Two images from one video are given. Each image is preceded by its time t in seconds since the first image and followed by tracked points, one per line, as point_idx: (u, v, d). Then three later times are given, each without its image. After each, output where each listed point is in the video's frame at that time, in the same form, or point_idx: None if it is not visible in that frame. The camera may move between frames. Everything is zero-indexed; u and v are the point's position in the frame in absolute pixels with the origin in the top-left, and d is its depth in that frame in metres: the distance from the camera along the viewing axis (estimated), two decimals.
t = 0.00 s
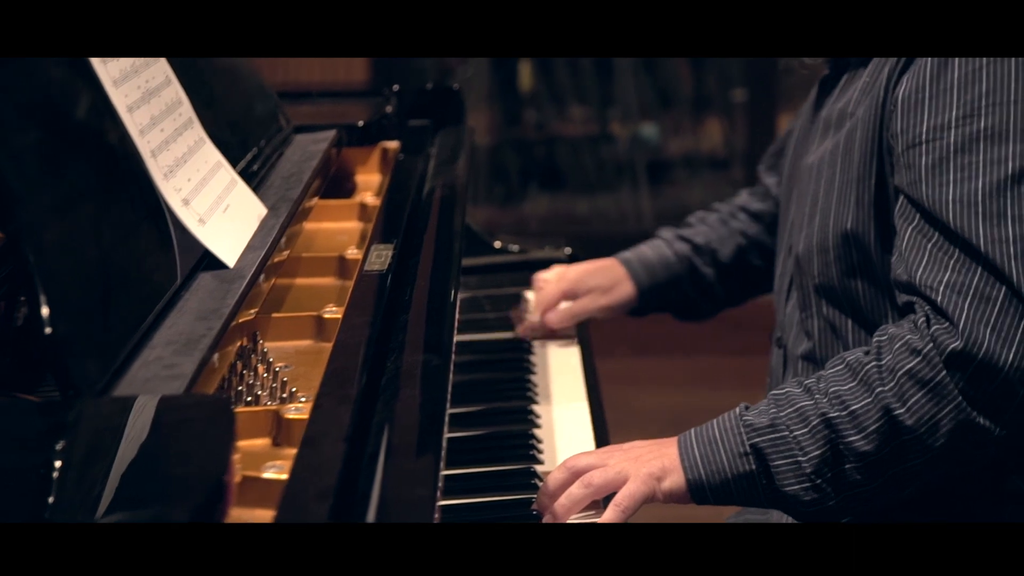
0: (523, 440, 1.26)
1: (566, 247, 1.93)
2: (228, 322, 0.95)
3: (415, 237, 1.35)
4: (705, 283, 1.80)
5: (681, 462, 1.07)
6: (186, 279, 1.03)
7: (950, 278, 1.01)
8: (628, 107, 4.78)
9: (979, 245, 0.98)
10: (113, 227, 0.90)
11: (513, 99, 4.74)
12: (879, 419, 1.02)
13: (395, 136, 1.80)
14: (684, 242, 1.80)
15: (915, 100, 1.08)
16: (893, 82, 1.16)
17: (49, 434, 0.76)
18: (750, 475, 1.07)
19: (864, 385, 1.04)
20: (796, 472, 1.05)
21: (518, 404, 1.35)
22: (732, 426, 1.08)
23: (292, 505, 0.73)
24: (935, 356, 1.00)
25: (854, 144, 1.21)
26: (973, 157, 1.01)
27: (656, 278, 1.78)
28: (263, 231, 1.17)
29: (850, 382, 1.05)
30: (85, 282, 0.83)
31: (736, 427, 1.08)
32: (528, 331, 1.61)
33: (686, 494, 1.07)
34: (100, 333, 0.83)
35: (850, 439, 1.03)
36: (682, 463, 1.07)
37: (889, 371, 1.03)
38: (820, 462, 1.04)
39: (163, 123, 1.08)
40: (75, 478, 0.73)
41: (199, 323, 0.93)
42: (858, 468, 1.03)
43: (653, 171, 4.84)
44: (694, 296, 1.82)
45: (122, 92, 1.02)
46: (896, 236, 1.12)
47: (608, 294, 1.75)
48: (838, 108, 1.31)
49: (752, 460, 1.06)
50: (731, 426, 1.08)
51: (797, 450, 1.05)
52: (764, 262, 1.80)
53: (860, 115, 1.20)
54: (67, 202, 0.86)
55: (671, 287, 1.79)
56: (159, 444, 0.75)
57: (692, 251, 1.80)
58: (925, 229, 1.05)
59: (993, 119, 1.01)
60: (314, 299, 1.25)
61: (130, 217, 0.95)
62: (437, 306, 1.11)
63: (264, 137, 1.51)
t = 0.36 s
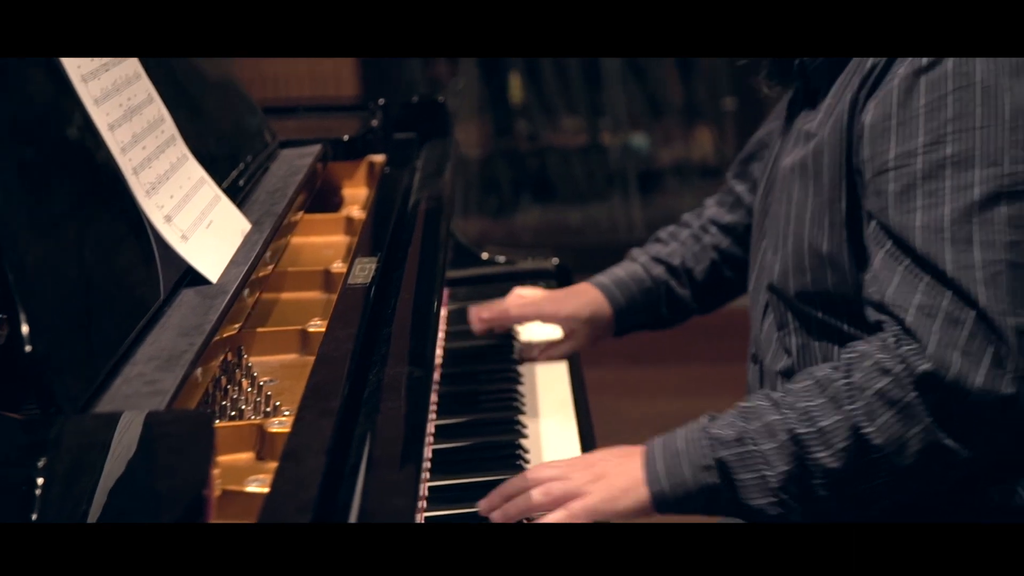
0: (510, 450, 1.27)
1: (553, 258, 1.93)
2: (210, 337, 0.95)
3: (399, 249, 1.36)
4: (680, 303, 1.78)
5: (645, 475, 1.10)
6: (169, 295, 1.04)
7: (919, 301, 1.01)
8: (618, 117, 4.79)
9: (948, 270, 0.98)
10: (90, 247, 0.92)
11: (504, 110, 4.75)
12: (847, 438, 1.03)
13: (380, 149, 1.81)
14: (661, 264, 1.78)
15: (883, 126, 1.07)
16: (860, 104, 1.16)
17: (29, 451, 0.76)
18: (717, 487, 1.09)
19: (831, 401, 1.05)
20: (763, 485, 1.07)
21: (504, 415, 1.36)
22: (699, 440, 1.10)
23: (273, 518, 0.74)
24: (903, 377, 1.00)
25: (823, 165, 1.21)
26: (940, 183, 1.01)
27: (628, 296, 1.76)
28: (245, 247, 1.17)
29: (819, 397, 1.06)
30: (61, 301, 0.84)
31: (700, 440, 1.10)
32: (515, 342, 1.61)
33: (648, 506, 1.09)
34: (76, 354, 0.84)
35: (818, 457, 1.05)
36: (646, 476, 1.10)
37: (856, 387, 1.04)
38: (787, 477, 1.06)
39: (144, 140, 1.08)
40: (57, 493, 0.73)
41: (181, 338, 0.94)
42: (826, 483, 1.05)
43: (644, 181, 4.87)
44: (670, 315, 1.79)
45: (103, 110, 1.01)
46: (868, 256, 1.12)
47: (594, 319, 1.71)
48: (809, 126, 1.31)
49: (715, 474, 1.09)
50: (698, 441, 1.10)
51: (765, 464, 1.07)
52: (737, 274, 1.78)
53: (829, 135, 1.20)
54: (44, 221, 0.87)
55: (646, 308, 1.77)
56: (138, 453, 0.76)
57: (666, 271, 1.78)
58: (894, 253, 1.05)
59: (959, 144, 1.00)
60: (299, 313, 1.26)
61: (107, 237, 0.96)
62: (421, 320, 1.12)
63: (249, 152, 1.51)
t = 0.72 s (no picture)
0: (498, 460, 1.28)
1: (541, 268, 1.94)
2: (193, 352, 0.97)
3: (384, 261, 1.36)
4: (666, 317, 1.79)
5: (615, 472, 1.09)
6: (151, 312, 1.05)
7: (881, 313, 1.01)
8: (607, 127, 4.80)
9: (910, 284, 0.99)
10: (72, 264, 0.93)
11: (493, 122, 4.76)
12: (808, 444, 1.03)
13: (367, 162, 1.82)
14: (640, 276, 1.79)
15: (847, 140, 1.08)
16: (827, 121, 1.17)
17: (11, 470, 0.77)
18: (679, 485, 1.09)
19: (795, 406, 1.06)
20: (724, 486, 1.07)
21: (492, 426, 1.37)
22: (666, 437, 1.10)
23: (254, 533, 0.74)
24: (866, 387, 1.01)
25: (792, 181, 1.22)
26: (903, 196, 1.01)
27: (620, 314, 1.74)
28: (230, 261, 1.18)
29: (783, 402, 1.07)
30: (44, 319, 0.84)
31: (669, 437, 1.10)
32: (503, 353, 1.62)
33: (618, 503, 1.09)
34: (59, 370, 0.85)
35: (779, 461, 1.04)
36: (616, 472, 1.09)
37: (819, 394, 1.05)
38: (747, 478, 1.06)
39: (127, 156, 1.08)
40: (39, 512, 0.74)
41: (164, 354, 0.95)
42: (784, 487, 1.05)
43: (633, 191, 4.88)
44: (654, 328, 1.80)
45: (85, 127, 1.02)
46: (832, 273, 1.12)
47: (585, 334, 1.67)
48: (783, 141, 1.32)
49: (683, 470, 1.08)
50: (665, 438, 1.10)
51: (727, 465, 1.07)
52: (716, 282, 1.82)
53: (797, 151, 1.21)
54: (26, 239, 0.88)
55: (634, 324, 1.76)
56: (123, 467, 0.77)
57: (647, 282, 1.79)
58: (858, 266, 1.06)
59: (923, 158, 1.01)
60: (285, 326, 1.25)
61: (89, 255, 0.96)
62: (405, 332, 1.13)
63: (235, 166, 1.52)
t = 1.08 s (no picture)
0: (492, 472, 1.28)
1: (533, 279, 1.94)
2: (184, 367, 0.97)
3: (375, 274, 1.37)
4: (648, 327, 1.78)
5: (614, 492, 1.12)
6: (142, 327, 1.05)
7: (883, 348, 1.03)
8: (599, 138, 4.81)
9: (912, 317, 1.01)
10: (63, 279, 0.93)
11: (485, 133, 4.78)
12: (807, 475, 1.06)
13: (358, 175, 1.82)
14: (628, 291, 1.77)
15: (847, 169, 1.09)
16: (827, 145, 1.18)
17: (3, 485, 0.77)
18: (677, 508, 1.12)
19: (794, 436, 1.08)
20: (721, 512, 1.10)
21: (486, 437, 1.37)
22: (666, 459, 1.13)
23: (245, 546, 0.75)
24: (866, 423, 1.03)
25: (792, 206, 1.23)
26: (906, 228, 1.03)
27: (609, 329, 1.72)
28: (220, 276, 1.18)
29: (783, 432, 1.09)
30: (34, 335, 0.85)
31: (668, 460, 1.13)
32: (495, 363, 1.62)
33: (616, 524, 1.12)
34: (50, 385, 0.85)
35: (777, 491, 1.07)
36: (615, 493, 1.12)
37: (819, 427, 1.07)
38: (744, 506, 1.09)
39: (117, 173, 1.09)
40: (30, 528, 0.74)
41: (156, 368, 0.96)
42: (781, 516, 1.08)
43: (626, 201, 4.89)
44: (641, 343, 1.78)
45: (75, 144, 1.03)
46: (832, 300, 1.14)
47: (576, 362, 1.64)
48: (778, 160, 1.32)
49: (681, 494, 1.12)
50: (666, 460, 1.13)
51: (725, 493, 1.10)
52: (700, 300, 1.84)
53: (797, 175, 1.22)
54: (17, 255, 0.89)
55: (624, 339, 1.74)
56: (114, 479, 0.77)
57: (634, 298, 1.77)
58: (860, 295, 1.07)
59: (925, 189, 1.02)
60: (277, 339, 1.25)
61: (80, 270, 0.97)
62: (396, 344, 1.13)
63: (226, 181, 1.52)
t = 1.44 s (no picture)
0: (488, 481, 1.29)
1: (528, 288, 1.95)
2: (181, 379, 0.98)
3: (371, 285, 1.37)
4: (662, 360, 1.74)
5: (605, 502, 1.15)
6: (140, 340, 1.06)
7: (875, 381, 1.07)
8: (593, 147, 4.83)
9: (913, 347, 1.03)
10: (61, 293, 0.94)
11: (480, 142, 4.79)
12: (794, 501, 1.09)
13: (353, 186, 1.83)
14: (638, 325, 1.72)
15: (858, 196, 1.10)
16: (837, 171, 1.17)
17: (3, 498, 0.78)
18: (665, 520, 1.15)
19: (783, 461, 1.10)
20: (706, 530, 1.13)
21: (483, 446, 1.38)
22: (658, 472, 1.15)
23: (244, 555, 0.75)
24: (854, 455, 1.07)
25: (800, 231, 1.22)
26: (914, 256, 1.04)
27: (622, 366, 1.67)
28: (217, 289, 1.19)
29: (773, 454, 1.11)
30: (32, 349, 0.85)
31: (660, 473, 1.15)
32: (491, 372, 1.63)
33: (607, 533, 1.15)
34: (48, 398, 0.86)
35: (764, 514, 1.11)
36: (606, 502, 1.15)
37: (809, 454, 1.09)
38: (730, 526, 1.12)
39: (113, 187, 1.10)
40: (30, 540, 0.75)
41: (153, 381, 0.96)
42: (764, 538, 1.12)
43: (621, 210, 4.91)
44: (653, 378, 1.74)
45: (71, 159, 1.03)
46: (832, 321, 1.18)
47: (585, 389, 1.61)
48: (779, 181, 1.31)
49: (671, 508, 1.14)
50: (658, 473, 1.15)
51: (712, 511, 1.13)
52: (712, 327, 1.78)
53: (805, 198, 1.21)
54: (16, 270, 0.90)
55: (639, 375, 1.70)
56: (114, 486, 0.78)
57: (646, 331, 1.72)
58: (863, 323, 1.10)
59: (932, 217, 1.03)
60: (274, 350, 1.26)
61: (77, 284, 0.98)
62: (392, 354, 1.14)
63: (222, 193, 1.53)
